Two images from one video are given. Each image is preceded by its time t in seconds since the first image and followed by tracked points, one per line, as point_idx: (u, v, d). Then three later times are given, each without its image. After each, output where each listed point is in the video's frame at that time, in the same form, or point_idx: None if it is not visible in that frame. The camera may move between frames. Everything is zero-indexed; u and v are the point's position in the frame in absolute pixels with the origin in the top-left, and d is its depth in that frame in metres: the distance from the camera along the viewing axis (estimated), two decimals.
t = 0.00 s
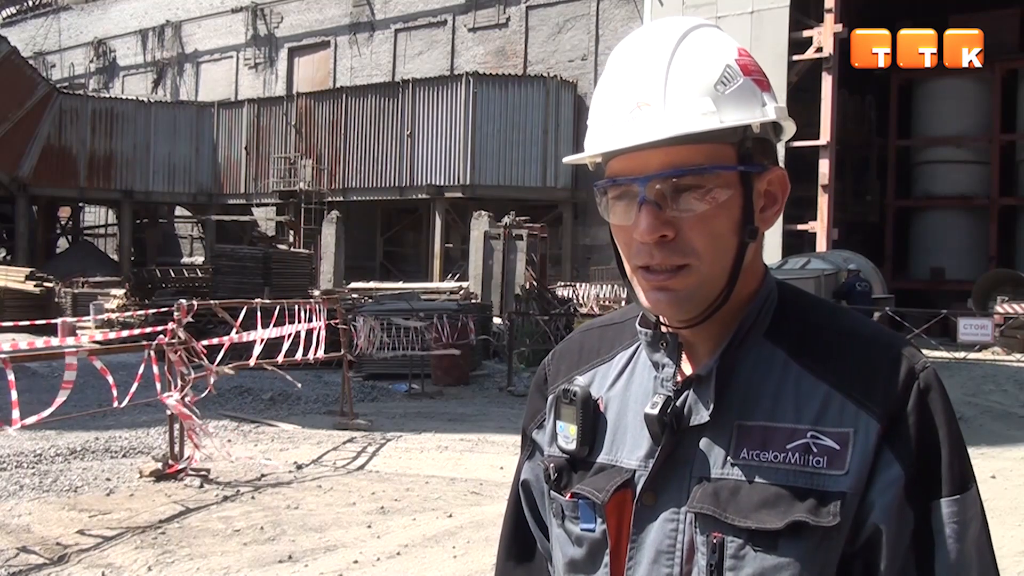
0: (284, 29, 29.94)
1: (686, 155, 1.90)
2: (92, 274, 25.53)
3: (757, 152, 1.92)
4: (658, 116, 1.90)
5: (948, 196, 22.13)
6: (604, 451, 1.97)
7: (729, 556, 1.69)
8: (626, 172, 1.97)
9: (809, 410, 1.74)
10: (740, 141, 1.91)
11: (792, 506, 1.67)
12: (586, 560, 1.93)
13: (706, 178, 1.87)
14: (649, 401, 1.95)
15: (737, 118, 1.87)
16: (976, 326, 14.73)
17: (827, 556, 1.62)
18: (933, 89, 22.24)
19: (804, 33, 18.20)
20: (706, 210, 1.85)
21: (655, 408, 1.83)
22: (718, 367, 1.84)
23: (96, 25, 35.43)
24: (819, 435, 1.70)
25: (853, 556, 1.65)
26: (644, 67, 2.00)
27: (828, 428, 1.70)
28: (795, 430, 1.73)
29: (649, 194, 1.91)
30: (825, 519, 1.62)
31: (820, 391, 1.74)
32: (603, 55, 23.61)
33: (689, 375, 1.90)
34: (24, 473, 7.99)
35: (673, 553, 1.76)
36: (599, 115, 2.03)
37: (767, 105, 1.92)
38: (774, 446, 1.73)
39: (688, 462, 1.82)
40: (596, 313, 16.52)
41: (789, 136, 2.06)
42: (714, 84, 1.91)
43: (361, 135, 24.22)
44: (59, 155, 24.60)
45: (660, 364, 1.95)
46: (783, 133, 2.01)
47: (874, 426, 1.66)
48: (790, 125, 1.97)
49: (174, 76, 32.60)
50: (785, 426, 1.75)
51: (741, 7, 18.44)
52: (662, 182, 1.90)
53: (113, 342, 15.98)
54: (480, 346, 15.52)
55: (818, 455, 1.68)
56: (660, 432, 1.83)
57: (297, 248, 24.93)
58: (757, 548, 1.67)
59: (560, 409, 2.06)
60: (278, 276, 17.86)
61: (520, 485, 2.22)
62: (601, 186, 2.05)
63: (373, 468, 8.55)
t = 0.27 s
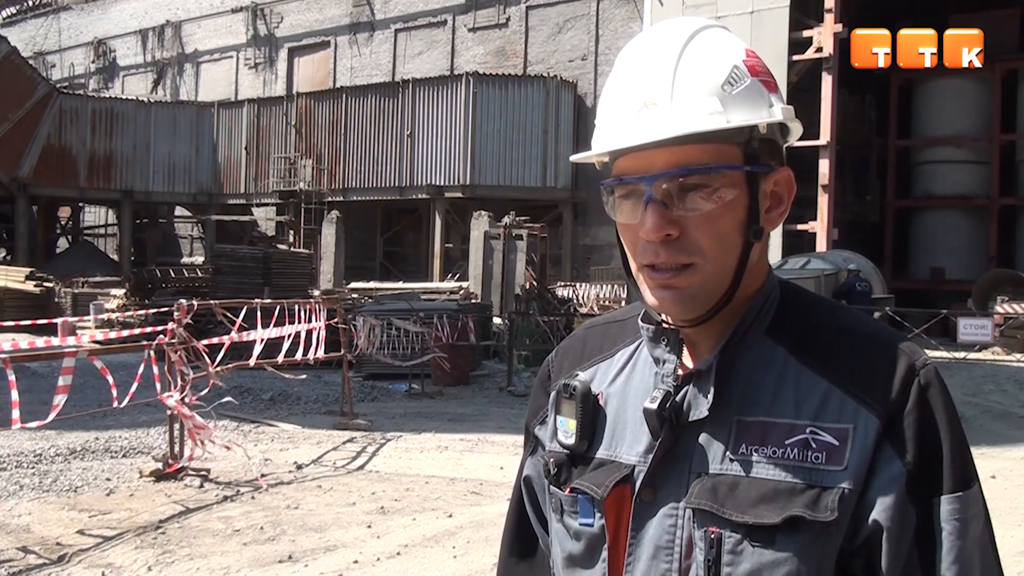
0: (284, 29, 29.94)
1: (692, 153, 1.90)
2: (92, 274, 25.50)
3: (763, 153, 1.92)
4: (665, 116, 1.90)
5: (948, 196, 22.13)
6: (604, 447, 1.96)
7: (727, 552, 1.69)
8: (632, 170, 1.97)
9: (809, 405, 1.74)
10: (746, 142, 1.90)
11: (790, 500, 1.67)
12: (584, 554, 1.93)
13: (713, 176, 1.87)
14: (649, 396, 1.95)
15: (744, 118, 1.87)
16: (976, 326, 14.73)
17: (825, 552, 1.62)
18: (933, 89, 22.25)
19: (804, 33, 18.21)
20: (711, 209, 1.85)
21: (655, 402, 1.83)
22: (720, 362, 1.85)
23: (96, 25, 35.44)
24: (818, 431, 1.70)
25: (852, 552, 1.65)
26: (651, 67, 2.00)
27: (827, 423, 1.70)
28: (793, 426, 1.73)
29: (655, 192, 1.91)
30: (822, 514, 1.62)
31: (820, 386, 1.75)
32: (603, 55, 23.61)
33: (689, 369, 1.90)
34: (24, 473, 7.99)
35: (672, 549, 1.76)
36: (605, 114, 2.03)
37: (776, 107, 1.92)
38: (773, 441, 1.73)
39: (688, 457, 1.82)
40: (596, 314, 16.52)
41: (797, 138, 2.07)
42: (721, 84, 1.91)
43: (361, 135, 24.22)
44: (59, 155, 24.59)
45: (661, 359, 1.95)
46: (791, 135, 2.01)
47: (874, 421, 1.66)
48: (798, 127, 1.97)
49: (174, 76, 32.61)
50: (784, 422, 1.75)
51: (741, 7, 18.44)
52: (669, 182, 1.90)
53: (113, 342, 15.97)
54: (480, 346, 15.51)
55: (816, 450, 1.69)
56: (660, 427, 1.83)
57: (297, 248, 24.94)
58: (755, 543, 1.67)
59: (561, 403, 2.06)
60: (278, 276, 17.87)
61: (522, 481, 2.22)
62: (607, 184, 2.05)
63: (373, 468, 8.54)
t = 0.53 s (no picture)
0: (284, 29, 29.94)
1: (683, 153, 1.90)
2: (92, 274, 25.49)
3: (760, 154, 1.91)
4: (658, 114, 1.90)
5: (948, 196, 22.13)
6: (601, 444, 1.97)
7: (726, 548, 1.69)
8: (626, 167, 1.98)
9: (808, 400, 1.74)
10: (741, 143, 1.89)
11: (789, 495, 1.66)
12: (584, 551, 1.93)
13: (703, 175, 1.87)
14: (647, 393, 1.95)
15: (734, 119, 1.86)
16: (976, 326, 14.73)
17: (824, 548, 1.62)
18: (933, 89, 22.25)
19: (804, 33, 18.21)
20: (697, 207, 1.85)
21: (653, 397, 1.84)
22: (716, 358, 1.85)
23: (96, 25, 35.44)
24: (817, 426, 1.70)
25: (853, 548, 1.64)
26: (649, 67, 2.01)
27: (827, 418, 1.70)
28: (793, 421, 1.73)
29: (642, 189, 1.92)
30: (821, 509, 1.61)
31: (820, 381, 1.74)
32: (604, 55, 23.62)
33: (683, 365, 1.90)
34: (24, 473, 7.99)
35: (671, 545, 1.76)
36: (607, 114, 2.04)
37: (773, 108, 1.90)
38: (772, 436, 1.73)
39: (686, 453, 1.82)
40: (596, 314, 16.53)
41: (804, 141, 2.05)
42: (716, 84, 1.90)
43: (361, 134, 24.21)
44: (59, 155, 24.59)
45: (660, 356, 1.94)
46: (797, 137, 1.98)
47: (873, 416, 1.65)
48: (800, 128, 1.94)
49: (174, 76, 32.62)
50: (783, 416, 1.75)
51: (741, 7, 18.44)
52: (658, 181, 1.90)
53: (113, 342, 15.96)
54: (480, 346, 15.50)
55: (816, 446, 1.69)
56: (658, 422, 1.84)
57: (297, 248, 24.93)
58: (754, 539, 1.67)
59: (560, 400, 2.07)
60: (278, 275, 17.87)
61: (523, 479, 2.22)
62: (606, 180, 2.07)
63: (374, 468, 8.54)
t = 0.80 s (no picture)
0: (284, 29, 29.97)
1: (678, 153, 1.91)
2: (92, 274, 25.48)
3: (759, 155, 1.90)
4: (652, 112, 1.91)
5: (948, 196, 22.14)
6: (599, 438, 1.97)
7: (722, 544, 1.68)
8: (624, 163, 1.99)
9: (807, 397, 1.74)
10: (737, 143, 1.89)
11: (787, 489, 1.66)
12: (579, 547, 1.92)
13: (696, 174, 1.87)
14: (646, 387, 1.96)
15: (729, 120, 1.86)
16: (976, 326, 14.73)
17: (822, 544, 1.61)
18: (933, 89, 22.25)
19: (804, 33, 18.21)
20: (689, 207, 1.86)
21: (651, 392, 1.85)
22: (714, 354, 1.85)
23: (96, 25, 35.42)
24: (815, 422, 1.70)
25: (851, 547, 1.64)
26: (649, 64, 2.01)
27: (824, 415, 1.70)
28: (792, 417, 1.73)
29: (636, 187, 1.93)
30: (819, 505, 1.61)
31: (818, 378, 1.74)
32: (603, 55, 23.63)
33: (682, 360, 1.91)
34: (24, 473, 7.99)
35: (668, 541, 1.76)
36: (610, 110, 2.03)
37: (771, 111, 1.88)
38: (769, 432, 1.73)
39: (684, 448, 1.83)
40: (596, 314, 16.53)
41: (809, 142, 2.03)
42: (712, 83, 1.90)
43: (361, 135, 24.21)
44: (59, 155, 24.59)
45: (659, 351, 1.95)
46: (800, 139, 1.98)
47: (871, 412, 1.65)
48: (801, 130, 1.93)
49: (174, 76, 32.64)
50: (781, 413, 1.74)
51: (741, 7, 18.44)
52: (650, 180, 1.91)
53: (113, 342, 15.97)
54: (480, 346, 15.49)
55: (814, 441, 1.68)
56: (656, 416, 1.84)
57: (297, 248, 24.92)
58: (750, 534, 1.66)
59: (558, 395, 2.08)
60: (278, 275, 17.89)
61: (521, 476, 2.22)
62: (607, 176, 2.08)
63: (373, 468, 8.54)
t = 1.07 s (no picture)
0: (284, 29, 29.91)
1: (688, 148, 1.91)
2: (92, 274, 25.48)
3: (770, 153, 1.90)
4: (664, 108, 1.92)
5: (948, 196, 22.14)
6: (596, 430, 1.96)
7: (720, 535, 1.68)
8: (633, 158, 1.99)
9: (809, 392, 1.74)
10: (749, 142, 1.89)
11: (786, 482, 1.66)
12: (574, 538, 1.92)
13: (706, 171, 1.86)
14: (646, 379, 1.95)
15: (742, 118, 1.86)
16: (976, 326, 14.72)
17: (821, 537, 1.61)
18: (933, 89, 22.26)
19: (804, 33, 18.21)
20: (699, 202, 1.85)
21: (653, 383, 1.84)
22: (719, 347, 1.85)
23: (96, 25, 35.42)
24: (816, 417, 1.70)
25: (849, 542, 1.65)
26: (662, 60, 2.01)
27: (826, 410, 1.70)
28: (792, 411, 1.73)
29: (646, 182, 1.92)
30: (818, 496, 1.61)
31: (821, 374, 1.75)
32: (603, 55, 23.64)
33: (685, 354, 1.91)
34: (24, 473, 7.99)
35: (663, 532, 1.77)
36: (624, 104, 2.01)
37: (784, 109, 1.89)
38: (770, 426, 1.73)
39: (684, 439, 1.83)
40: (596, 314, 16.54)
41: (820, 142, 2.03)
42: (726, 81, 1.90)
43: (361, 134, 24.22)
44: (59, 155, 24.59)
45: (662, 344, 1.94)
46: (812, 140, 1.98)
47: (875, 408, 1.65)
48: (813, 130, 1.93)
49: (174, 76, 32.64)
50: (783, 407, 1.75)
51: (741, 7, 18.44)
52: (660, 175, 1.91)
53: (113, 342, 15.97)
54: (480, 346, 15.49)
55: (815, 436, 1.69)
56: (657, 407, 1.84)
57: (297, 248, 24.92)
58: (749, 526, 1.66)
59: (557, 386, 2.07)
60: (278, 276, 17.90)
61: (517, 467, 2.22)
62: (615, 170, 2.08)
63: (373, 468, 8.54)
